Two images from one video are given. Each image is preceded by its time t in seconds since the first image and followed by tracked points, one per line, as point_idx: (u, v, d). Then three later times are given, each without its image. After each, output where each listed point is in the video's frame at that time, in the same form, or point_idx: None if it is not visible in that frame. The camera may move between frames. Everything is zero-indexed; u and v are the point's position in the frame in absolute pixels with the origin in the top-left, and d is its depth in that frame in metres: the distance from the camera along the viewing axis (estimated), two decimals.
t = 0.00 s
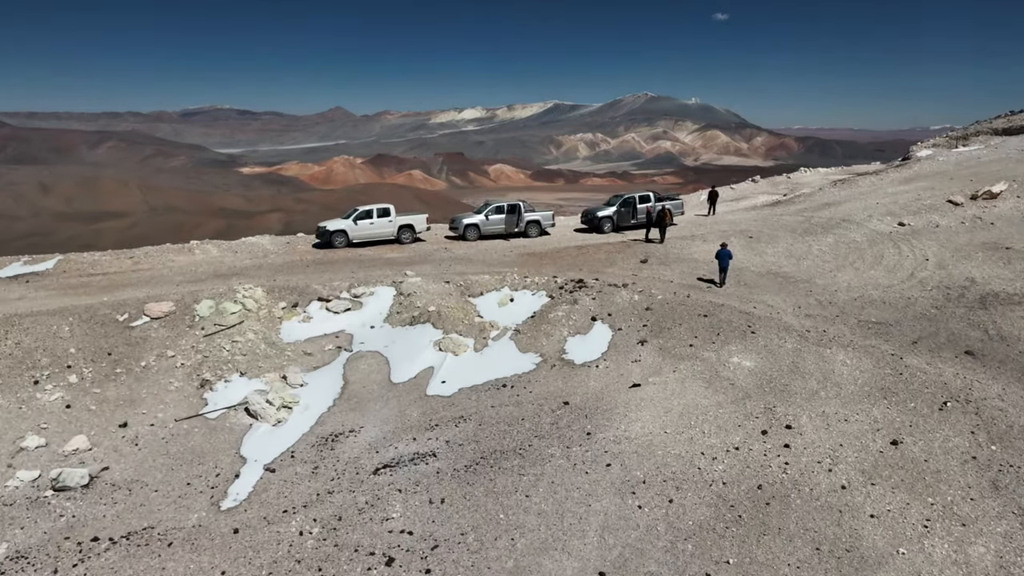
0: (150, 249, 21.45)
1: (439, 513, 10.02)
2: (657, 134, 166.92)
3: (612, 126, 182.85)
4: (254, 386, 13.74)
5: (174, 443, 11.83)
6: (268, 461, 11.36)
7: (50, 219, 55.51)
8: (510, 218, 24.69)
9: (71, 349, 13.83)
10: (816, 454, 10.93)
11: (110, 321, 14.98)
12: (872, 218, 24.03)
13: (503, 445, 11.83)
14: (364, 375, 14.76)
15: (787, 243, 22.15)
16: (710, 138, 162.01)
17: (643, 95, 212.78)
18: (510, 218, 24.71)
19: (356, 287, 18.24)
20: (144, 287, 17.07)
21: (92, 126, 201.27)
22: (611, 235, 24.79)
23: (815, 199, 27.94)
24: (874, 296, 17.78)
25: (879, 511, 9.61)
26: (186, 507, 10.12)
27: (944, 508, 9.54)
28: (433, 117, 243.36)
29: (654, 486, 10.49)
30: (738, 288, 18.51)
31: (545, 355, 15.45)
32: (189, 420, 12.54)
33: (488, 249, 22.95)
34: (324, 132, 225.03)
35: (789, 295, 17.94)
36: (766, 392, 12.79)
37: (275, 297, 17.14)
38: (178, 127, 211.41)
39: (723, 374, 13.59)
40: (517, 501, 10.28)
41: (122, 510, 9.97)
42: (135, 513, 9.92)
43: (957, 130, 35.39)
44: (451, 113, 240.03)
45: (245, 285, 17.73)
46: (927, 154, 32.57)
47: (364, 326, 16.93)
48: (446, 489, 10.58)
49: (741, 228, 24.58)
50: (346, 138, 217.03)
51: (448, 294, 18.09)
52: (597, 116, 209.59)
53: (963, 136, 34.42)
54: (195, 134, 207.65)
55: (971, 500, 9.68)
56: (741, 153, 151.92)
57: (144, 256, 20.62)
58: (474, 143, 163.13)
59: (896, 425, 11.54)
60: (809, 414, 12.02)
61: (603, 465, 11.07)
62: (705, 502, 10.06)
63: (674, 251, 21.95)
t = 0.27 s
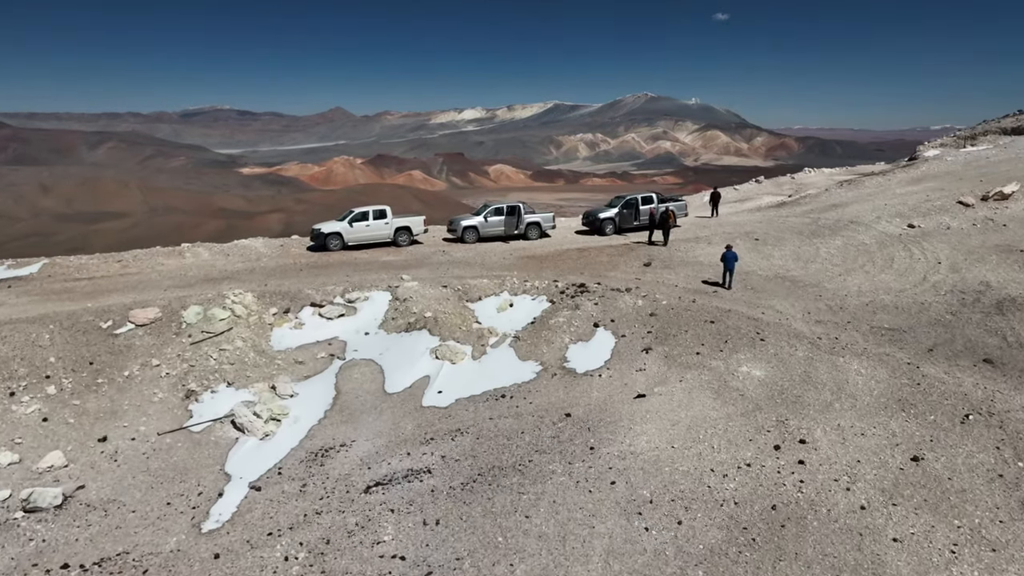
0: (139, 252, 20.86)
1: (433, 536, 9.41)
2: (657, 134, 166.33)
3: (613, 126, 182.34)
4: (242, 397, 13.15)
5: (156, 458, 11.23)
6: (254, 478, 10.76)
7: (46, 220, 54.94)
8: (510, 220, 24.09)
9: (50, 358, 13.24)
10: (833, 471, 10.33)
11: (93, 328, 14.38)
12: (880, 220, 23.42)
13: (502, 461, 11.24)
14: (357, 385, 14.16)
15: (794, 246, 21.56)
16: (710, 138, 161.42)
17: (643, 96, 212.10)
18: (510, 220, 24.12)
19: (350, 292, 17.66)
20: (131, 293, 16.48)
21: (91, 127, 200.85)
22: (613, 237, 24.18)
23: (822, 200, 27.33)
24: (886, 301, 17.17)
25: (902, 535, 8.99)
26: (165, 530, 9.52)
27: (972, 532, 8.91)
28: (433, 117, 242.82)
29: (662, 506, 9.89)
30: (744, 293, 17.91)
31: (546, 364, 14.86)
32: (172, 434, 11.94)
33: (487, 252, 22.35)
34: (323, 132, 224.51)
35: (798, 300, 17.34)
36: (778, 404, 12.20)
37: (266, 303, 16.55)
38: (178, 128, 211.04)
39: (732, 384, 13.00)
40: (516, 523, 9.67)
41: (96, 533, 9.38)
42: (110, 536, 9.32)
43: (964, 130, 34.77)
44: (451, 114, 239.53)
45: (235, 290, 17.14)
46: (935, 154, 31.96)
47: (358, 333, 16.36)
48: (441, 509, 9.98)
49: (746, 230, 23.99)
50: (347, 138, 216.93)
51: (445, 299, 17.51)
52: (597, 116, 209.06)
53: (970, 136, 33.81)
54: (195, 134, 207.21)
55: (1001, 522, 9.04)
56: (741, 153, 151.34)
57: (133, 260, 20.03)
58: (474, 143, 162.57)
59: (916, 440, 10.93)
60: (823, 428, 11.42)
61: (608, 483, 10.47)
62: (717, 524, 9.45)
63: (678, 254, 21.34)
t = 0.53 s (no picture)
0: (126, 255, 20.17)
1: (424, 566, 8.71)
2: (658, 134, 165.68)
3: (613, 126, 181.69)
4: (225, 410, 12.46)
5: (131, 479, 10.54)
6: (235, 501, 10.07)
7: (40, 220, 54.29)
8: (509, 222, 23.40)
9: (23, 370, 12.56)
10: (854, 494, 9.62)
11: (71, 337, 13.72)
12: (891, 222, 22.73)
13: (499, 481, 10.56)
14: (348, 396, 13.48)
15: (802, 249, 20.87)
16: (711, 138, 160.71)
17: (642, 95, 211.22)
18: (509, 222, 23.43)
19: (342, 298, 16.99)
20: (113, 299, 15.81)
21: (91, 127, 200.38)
22: (615, 240, 23.51)
23: (829, 201, 26.64)
24: (900, 307, 16.48)
25: (932, 566, 8.27)
26: (136, 560, 8.84)
27: (1009, 563, 8.18)
28: (433, 117, 242.20)
29: (671, 533, 9.19)
30: (753, 299, 17.22)
31: (546, 374, 14.17)
32: (150, 451, 11.25)
33: (485, 255, 21.68)
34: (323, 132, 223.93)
35: (808, 306, 16.67)
36: (792, 420, 11.51)
37: (255, 310, 15.86)
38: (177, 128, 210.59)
39: (743, 398, 12.32)
40: (514, 552, 8.97)
41: (61, 564, 8.69)
42: (76, 567, 8.64)
43: (973, 129, 34.05)
44: (450, 114, 238.93)
45: (223, 296, 16.45)
46: (944, 154, 31.24)
47: (351, 341, 15.69)
48: (434, 536, 9.28)
49: (752, 232, 23.32)
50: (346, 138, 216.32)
51: (441, 305, 16.83)
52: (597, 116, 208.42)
53: (980, 135, 33.09)
54: (195, 135, 206.74)
55: None
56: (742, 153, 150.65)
57: (119, 264, 19.35)
58: (474, 143, 161.98)
59: (942, 459, 10.24)
60: (842, 445, 10.73)
61: (612, 506, 9.77)
62: (730, 553, 8.74)
63: (682, 258, 20.66)
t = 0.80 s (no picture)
0: (113, 259, 19.58)
1: None
2: (659, 134, 165.09)
3: (613, 126, 181.11)
4: (210, 424, 11.86)
5: (107, 499, 9.95)
6: (216, 524, 9.48)
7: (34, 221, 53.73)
8: (508, 224, 22.81)
9: None
10: (874, 516, 9.02)
11: (50, 346, 13.14)
12: (900, 224, 22.13)
13: (497, 501, 9.96)
14: (339, 408, 12.89)
15: (810, 252, 20.28)
16: (712, 138, 160.13)
17: (642, 96, 210.59)
18: (508, 224, 22.84)
19: (334, 304, 16.42)
20: (96, 305, 15.22)
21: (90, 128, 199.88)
22: (617, 243, 22.92)
23: (835, 202, 26.05)
24: (914, 313, 15.87)
25: None
26: None
27: None
28: (432, 117, 241.67)
29: (680, 559, 8.59)
30: (760, 304, 16.63)
31: (546, 384, 13.57)
32: (128, 468, 10.65)
33: (483, 259, 21.10)
34: (323, 132, 223.38)
35: (818, 312, 16.08)
36: (806, 434, 10.92)
37: (244, 317, 15.28)
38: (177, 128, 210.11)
39: (753, 410, 11.72)
40: None
41: None
42: None
43: (981, 129, 33.45)
44: (450, 114, 238.40)
45: (211, 302, 15.86)
46: (952, 154, 30.63)
47: (343, 349, 15.11)
48: (426, 562, 8.68)
49: (757, 235, 22.73)
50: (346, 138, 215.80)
51: (438, 311, 16.25)
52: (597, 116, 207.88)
53: (988, 135, 32.49)
54: (194, 135, 206.26)
55: None
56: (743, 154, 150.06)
57: (105, 268, 18.76)
58: (474, 143, 161.47)
59: (967, 478, 9.64)
60: (859, 463, 10.12)
61: (617, 529, 9.17)
62: None
63: (686, 261, 20.08)
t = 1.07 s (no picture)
0: (100, 263, 19.00)
1: None
2: (659, 134, 164.54)
3: (613, 126, 180.54)
4: (192, 439, 11.27)
5: (78, 522, 9.36)
6: (193, 550, 8.90)
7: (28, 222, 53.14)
8: (506, 226, 22.23)
9: None
10: (897, 542, 8.40)
11: (26, 356, 12.56)
12: (910, 226, 21.55)
13: (493, 523, 9.37)
14: (329, 420, 12.31)
15: (817, 256, 19.70)
16: (712, 138, 159.56)
17: (643, 96, 210.00)
18: (506, 226, 22.26)
19: (326, 310, 15.85)
20: (78, 312, 14.65)
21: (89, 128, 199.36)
22: (619, 245, 22.35)
23: (842, 203, 25.47)
24: (928, 319, 15.28)
25: None
26: None
27: None
28: (432, 117, 241.14)
29: None
30: (768, 310, 16.04)
31: (546, 396, 12.99)
32: (102, 487, 10.06)
33: (481, 262, 20.53)
34: (322, 132, 222.85)
35: (828, 318, 15.50)
36: (821, 451, 10.33)
37: (232, 324, 14.71)
38: (177, 129, 209.57)
39: (764, 424, 11.14)
40: None
41: None
42: None
43: (988, 129, 32.86)
44: (450, 114, 237.91)
45: (198, 308, 15.28)
46: (959, 154, 30.04)
47: (335, 358, 14.56)
48: None
49: (763, 237, 22.14)
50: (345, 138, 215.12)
51: (433, 318, 15.68)
52: (597, 116, 207.33)
53: (996, 135, 31.90)
54: (194, 135, 205.78)
55: None
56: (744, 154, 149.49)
57: (91, 272, 18.19)
58: (474, 143, 160.96)
59: (994, 500, 9.02)
60: (878, 482, 9.53)
61: (621, 556, 8.57)
62: None
63: (690, 265, 19.50)
